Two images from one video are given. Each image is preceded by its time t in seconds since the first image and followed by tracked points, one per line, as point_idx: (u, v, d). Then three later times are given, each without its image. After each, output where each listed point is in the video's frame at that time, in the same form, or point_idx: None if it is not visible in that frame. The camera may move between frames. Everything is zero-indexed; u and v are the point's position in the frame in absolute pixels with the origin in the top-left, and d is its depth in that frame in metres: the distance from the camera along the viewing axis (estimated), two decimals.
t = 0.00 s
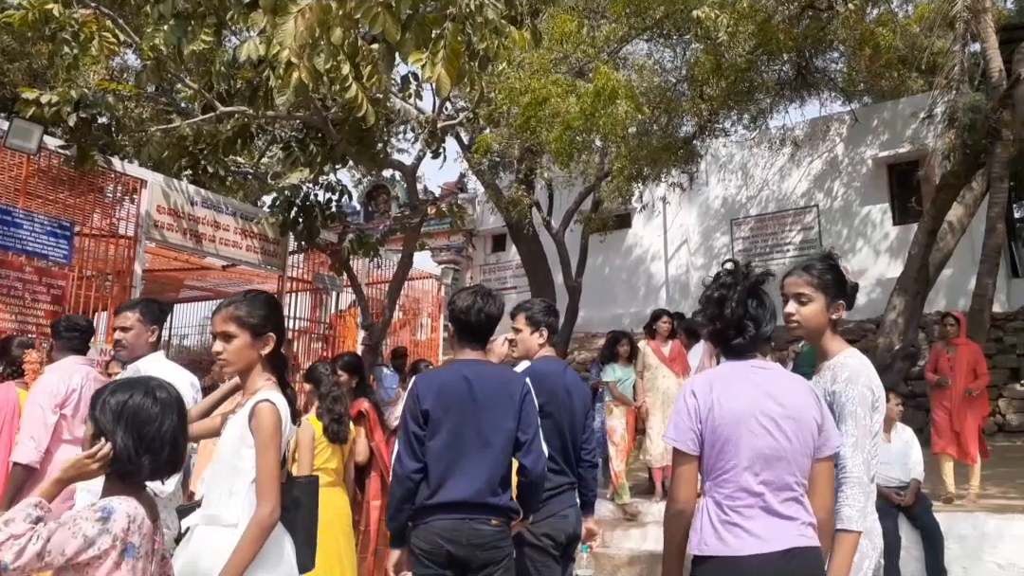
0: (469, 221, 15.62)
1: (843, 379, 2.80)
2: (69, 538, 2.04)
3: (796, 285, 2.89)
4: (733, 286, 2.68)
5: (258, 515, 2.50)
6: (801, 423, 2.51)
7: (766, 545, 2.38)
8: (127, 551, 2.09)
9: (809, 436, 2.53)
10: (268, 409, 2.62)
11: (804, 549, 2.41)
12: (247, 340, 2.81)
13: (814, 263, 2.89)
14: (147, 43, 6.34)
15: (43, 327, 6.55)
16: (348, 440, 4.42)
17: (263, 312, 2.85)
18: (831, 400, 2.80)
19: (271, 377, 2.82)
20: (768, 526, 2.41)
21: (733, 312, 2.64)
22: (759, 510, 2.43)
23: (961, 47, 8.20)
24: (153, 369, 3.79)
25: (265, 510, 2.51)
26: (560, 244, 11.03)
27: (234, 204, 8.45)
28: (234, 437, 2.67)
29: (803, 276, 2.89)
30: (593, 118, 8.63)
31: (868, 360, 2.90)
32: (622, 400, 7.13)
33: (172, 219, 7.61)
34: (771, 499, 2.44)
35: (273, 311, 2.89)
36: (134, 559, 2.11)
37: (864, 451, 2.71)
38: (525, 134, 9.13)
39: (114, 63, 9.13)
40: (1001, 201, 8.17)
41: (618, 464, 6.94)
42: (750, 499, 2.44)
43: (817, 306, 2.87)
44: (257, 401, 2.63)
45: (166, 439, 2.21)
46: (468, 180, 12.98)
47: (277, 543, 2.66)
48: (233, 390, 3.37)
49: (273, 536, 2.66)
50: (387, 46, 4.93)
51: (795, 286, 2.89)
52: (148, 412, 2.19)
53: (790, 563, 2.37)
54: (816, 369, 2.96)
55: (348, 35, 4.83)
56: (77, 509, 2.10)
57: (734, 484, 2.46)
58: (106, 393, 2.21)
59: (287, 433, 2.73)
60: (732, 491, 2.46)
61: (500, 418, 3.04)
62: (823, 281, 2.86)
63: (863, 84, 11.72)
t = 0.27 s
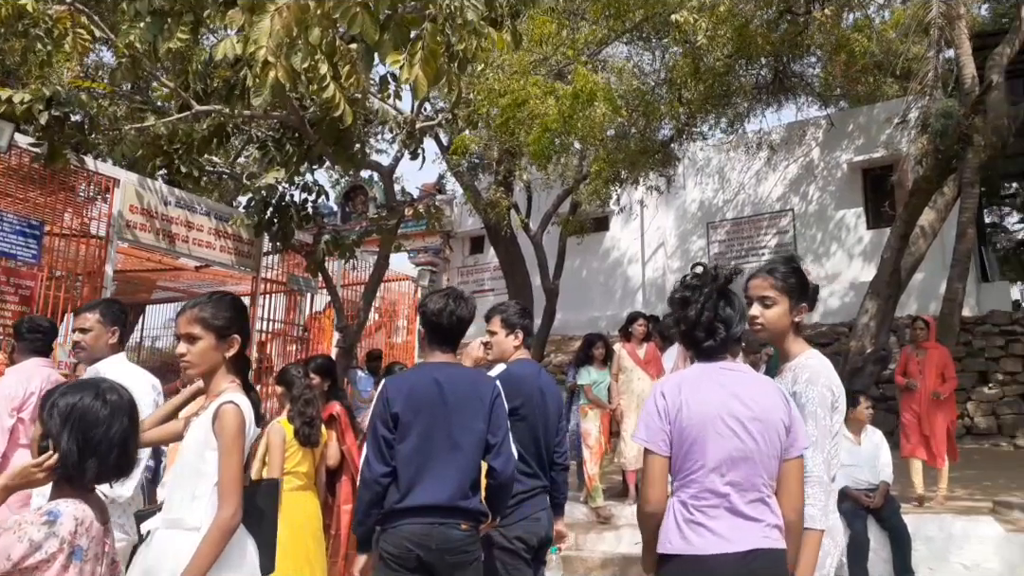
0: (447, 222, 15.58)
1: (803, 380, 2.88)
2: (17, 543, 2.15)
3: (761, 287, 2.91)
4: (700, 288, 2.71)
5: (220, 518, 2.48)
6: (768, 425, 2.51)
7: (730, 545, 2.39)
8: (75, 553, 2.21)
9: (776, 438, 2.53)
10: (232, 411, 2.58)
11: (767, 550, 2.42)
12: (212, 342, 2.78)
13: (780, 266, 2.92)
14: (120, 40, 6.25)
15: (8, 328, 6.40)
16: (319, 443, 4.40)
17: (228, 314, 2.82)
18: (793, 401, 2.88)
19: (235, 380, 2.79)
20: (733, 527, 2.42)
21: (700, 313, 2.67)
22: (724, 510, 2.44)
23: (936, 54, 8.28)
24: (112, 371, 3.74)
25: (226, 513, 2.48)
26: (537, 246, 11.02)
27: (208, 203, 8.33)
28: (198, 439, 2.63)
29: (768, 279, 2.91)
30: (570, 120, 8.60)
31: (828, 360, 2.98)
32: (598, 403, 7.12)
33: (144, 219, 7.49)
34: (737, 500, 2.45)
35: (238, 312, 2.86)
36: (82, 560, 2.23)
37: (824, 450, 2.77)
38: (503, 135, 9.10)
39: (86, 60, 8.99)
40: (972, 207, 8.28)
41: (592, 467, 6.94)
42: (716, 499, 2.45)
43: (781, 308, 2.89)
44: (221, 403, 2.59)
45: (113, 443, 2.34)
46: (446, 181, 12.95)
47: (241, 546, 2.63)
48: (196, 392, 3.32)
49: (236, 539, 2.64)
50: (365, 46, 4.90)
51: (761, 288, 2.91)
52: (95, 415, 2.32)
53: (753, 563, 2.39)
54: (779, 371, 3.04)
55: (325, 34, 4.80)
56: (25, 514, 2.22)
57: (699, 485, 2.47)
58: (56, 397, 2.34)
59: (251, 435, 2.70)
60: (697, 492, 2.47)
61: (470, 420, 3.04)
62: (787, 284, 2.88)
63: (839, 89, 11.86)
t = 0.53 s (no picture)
0: (436, 224, 15.55)
1: (787, 380, 2.93)
2: None
3: (745, 289, 2.92)
4: (686, 290, 2.72)
5: (205, 519, 2.46)
6: (754, 426, 2.52)
7: (715, 545, 2.40)
8: (55, 552, 2.19)
9: (763, 439, 2.53)
10: (218, 411, 2.57)
11: (753, 550, 2.42)
12: (197, 342, 2.76)
13: (763, 268, 2.93)
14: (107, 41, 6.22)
15: None
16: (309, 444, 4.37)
17: (213, 315, 2.81)
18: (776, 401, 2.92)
19: (220, 381, 2.78)
20: (719, 527, 2.42)
21: (688, 315, 2.66)
22: (710, 510, 2.44)
23: (921, 59, 8.34)
24: (94, 372, 3.74)
25: (212, 513, 2.46)
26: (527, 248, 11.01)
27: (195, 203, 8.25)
28: (183, 439, 2.62)
29: (751, 281, 2.92)
30: (559, 122, 8.60)
31: (811, 360, 3.03)
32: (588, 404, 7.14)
33: (131, 220, 7.40)
34: (723, 500, 2.45)
35: (223, 313, 2.85)
36: (62, 560, 2.21)
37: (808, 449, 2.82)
38: (492, 137, 9.10)
39: (72, 61, 8.94)
40: (957, 210, 8.34)
41: (583, 468, 6.95)
42: (702, 499, 2.45)
43: (765, 310, 2.91)
44: (206, 403, 2.58)
45: (91, 443, 2.32)
46: (436, 183, 12.93)
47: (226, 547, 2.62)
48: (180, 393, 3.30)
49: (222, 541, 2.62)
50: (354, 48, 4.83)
51: (744, 290, 2.92)
52: (73, 415, 2.30)
53: (738, 563, 2.39)
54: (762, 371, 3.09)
55: (313, 35, 4.78)
56: None
57: (686, 484, 2.48)
58: (34, 396, 2.33)
59: (236, 435, 2.69)
60: (684, 491, 2.48)
61: (459, 421, 3.04)
62: (770, 286, 2.90)
63: (826, 93, 11.93)
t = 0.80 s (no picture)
0: (428, 220, 15.53)
1: (765, 373, 2.98)
2: None
3: (726, 285, 2.94)
4: (671, 287, 2.73)
5: (187, 511, 2.46)
6: (737, 419, 2.53)
7: (694, 536, 2.42)
8: (26, 542, 2.21)
9: (745, 433, 2.54)
10: (201, 405, 2.57)
11: (733, 542, 2.44)
12: (181, 337, 2.76)
13: (742, 265, 2.95)
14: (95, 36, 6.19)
15: None
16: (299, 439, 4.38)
17: (197, 310, 2.81)
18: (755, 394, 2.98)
19: (204, 375, 2.78)
20: (699, 518, 2.44)
21: (673, 311, 2.66)
22: (691, 502, 2.46)
23: (910, 57, 8.36)
24: (73, 366, 3.74)
25: (194, 505, 2.46)
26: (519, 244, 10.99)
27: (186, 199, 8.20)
28: (166, 432, 2.62)
29: (731, 277, 2.94)
30: (549, 119, 8.68)
31: (788, 354, 3.09)
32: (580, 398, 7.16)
33: (121, 215, 7.33)
34: (703, 492, 2.47)
35: (207, 308, 2.85)
36: (33, 550, 2.22)
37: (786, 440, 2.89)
38: (483, 134, 9.09)
39: (61, 57, 8.89)
40: (945, 207, 8.38)
41: (574, 461, 6.93)
42: (683, 491, 2.47)
43: (745, 306, 2.93)
44: (190, 396, 2.59)
45: (62, 436, 2.32)
46: (427, 179, 12.91)
47: (210, 539, 2.62)
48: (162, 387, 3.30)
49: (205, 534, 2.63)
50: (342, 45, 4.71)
51: (724, 286, 2.94)
52: (44, 408, 2.30)
53: (718, 555, 2.40)
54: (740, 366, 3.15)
55: (302, 31, 4.76)
56: None
57: (666, 476, 2.50)
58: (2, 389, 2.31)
59: (219, 429, 2.69)
60: (665, 483, 2.50)
61: (445, 415, 3.06)
62: (750, 282, 2.93)
63: (816, 91, 11.97)
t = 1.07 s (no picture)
0: (420, 216, 15.51)
1: (750, 369, 3.01)
2: None
3: (711, 283, 2.93)
4: (661, 284, 2.73)
5: (170, 505, 2.45)
6: (722, 416, 2.53)
7: (676, 532, 2.43)
8: None
9: (730, 429, 2.55)
10: (186, 399, 2.57)
11: (715, 539, 2.45)
12: (167, 332, 2.75)
13: (727, 263, 2.95)
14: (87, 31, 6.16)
15: None
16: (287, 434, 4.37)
17: (182, 305, 2.80)
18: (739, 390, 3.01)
19: (189, 370, 2.77)
20: (682, 515, 2.45)
21: (664, 307, 2.67)
22: (674, 498, 2.47)
23: (902, 55, 8.38)
24: (53, 361, 3.74)
25: (178, 500, 2.45)
26: (511, 241, 10.99)
27: (177, 194, 8.14)
28: (150, 427, 2.61)
29: (717, 275, 2.94)
30: (543, 116, 8.67)
31: (771, 351, 3.13)
32: (570, 395, 7.17)
33: (112, 210, 7.28)
34: (687, 489, 2.48)
35: (192, 303, 2.84)
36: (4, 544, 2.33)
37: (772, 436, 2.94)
38: (476, 130, 9.10)
39: (53, 50, 8.85)
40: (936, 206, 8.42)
41: (561, 459, 6.95)
42: (666, 487, 2.48)
43: (730, 304, 2.94)
44: (174, 391, 2.58)
45: (39, 429, 2.40)
46: (420, 175, 12.90)
47: (192, 534, 2.62)
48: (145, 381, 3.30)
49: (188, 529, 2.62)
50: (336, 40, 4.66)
51: (710, 284, 2.94)
52: (22, 401, 2.38)
53: (700, 551, 2.42)
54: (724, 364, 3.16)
55: (294, 26, 4.76)
56: None
57: (650, 472, 2.51)
58: None
59: (204, 423, 2.68)
60: (648, 479, 2.51)
61: (434, 410, 3.07)
62: (735, 280, 2.93)
63: (810, 89, 12.00)
